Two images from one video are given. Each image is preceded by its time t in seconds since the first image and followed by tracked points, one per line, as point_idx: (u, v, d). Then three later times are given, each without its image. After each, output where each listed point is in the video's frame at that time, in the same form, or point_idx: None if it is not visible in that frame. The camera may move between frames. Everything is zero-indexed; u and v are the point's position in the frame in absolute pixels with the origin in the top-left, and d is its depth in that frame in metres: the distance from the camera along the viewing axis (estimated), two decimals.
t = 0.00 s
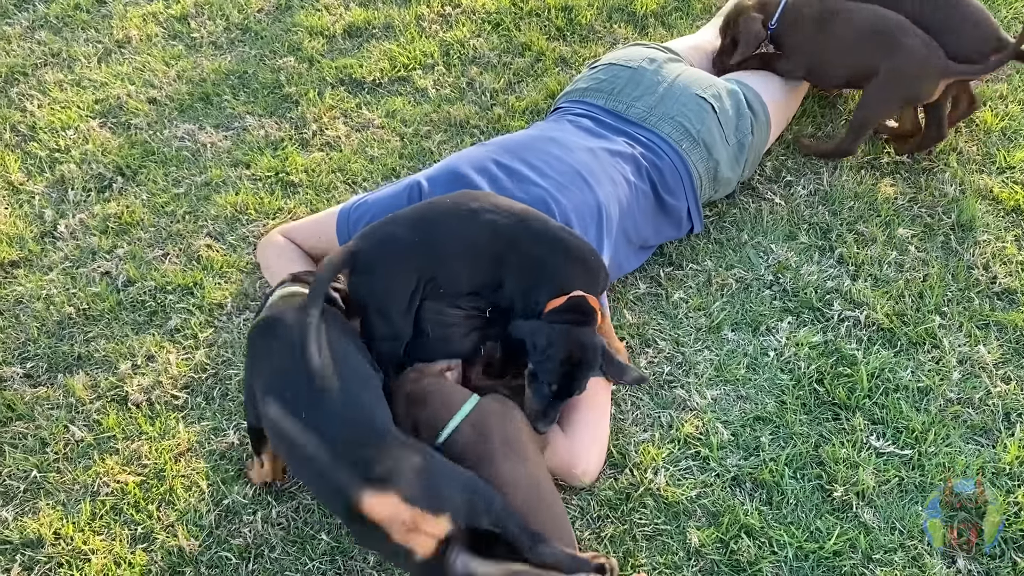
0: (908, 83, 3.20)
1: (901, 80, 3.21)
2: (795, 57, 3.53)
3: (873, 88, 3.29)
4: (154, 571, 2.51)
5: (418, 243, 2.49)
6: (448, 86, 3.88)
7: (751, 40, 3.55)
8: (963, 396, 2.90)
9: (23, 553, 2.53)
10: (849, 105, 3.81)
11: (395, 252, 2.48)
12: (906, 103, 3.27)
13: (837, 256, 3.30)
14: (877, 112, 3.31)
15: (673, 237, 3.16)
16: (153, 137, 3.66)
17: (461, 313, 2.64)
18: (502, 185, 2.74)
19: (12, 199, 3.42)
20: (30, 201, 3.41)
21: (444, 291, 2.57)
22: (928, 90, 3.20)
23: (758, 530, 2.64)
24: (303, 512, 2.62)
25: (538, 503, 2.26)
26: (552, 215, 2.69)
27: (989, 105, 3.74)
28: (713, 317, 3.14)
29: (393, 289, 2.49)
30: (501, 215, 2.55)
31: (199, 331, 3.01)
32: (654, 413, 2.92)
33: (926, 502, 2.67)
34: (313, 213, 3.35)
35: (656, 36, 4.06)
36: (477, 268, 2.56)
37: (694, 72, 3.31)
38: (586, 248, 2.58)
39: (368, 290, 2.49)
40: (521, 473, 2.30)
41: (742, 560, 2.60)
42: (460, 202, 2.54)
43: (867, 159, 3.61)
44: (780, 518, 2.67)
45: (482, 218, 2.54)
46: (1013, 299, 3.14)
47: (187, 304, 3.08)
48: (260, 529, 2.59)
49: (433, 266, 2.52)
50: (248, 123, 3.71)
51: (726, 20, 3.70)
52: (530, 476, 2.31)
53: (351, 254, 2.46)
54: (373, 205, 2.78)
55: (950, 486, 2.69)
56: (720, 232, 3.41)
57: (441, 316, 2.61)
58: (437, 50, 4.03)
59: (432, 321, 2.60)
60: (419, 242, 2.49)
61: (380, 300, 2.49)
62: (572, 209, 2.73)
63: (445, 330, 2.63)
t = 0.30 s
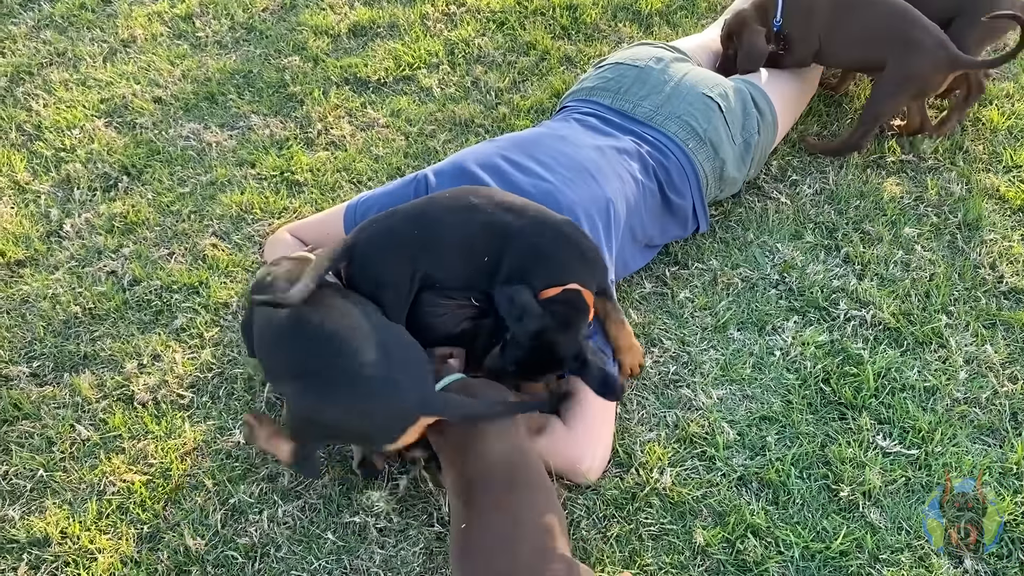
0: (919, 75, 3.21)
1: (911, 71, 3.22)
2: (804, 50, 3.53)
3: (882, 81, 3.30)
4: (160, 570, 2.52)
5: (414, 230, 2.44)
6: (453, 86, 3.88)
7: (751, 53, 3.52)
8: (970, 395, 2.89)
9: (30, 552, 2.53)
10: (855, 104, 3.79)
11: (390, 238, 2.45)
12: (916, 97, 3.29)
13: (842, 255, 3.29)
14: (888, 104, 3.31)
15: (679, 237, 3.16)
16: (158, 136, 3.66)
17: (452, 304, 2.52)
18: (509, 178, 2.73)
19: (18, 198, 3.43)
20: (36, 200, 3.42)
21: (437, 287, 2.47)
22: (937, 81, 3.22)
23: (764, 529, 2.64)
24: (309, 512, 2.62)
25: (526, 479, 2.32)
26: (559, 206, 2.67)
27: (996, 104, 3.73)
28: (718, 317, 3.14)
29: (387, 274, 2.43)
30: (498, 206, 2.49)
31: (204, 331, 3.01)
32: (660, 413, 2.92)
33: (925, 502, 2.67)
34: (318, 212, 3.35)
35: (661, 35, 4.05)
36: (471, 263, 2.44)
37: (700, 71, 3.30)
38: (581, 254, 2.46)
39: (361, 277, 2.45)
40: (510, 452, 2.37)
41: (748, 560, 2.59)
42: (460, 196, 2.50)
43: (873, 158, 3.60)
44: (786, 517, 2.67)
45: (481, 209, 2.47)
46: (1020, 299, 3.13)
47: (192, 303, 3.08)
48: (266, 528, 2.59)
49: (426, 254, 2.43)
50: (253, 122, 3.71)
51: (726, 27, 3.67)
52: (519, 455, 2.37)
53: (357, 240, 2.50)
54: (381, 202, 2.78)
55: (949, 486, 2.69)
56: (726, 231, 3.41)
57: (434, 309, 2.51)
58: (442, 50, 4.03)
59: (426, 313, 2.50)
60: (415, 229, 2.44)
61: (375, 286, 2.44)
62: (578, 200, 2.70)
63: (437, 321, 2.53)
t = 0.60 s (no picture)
0: (887, 35, 3.19)
1: (877, 36, 3.20)
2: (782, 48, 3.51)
3: (854, 54, 3.30)
4: (168, 572, 2.53)
5: (407, 230, 2.43)
6: (457, 87, 3.88)
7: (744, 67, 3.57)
8: (976, 397, 2.88)
9: (38, 553, 2.54)
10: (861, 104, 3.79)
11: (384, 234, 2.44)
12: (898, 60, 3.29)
13: (848, 257, 3.29)
14: (870, 72, 3.31)
15: (684, 236, 3.17)
16: (164, 137, 3.67)
17: (440, 299, 2.50)
18: (511, 177, 2.74)
19: (25, 200, 3.44)
20: (43, 202, 3.43)
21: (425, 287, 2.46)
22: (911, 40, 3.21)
23: (770, 531, 2.64)
24: (316, 514, 2.63)
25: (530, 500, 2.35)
26: (561, 203, 2.68)
27: (1001, 104, 3.73)
28: (724, 318, 3.14)
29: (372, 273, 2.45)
30: (496, 214, 2.45)
31: (211, 333, 3.01)
32: (665, 415, 2.92)
33: (923, 504, 2.67)
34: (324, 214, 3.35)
35: (666, 35, 4.04)
36: (460, 263, 2.43)
37: (701, 71, 3.30)
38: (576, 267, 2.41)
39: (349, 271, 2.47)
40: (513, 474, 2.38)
41: (754, 562, 2.59)
42: (449, 200, 2.45)
43: (878, 159, 3.60)
44: (792, 519, 2.67)
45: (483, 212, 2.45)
46: None
47: (198, 305, 3.09)
48: (272, 530, 2.60)
49: (415, 254, 2.43)
50: (258, 124, 3.72)
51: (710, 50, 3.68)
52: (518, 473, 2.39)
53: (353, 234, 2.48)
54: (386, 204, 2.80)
55: (948, 487, 2.69)
56: (731, 232, 3.41)
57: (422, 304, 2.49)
58: (447, 51, 4.03)
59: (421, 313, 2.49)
60: (403, 229, 2.43)
61: (363, 283, 2.46)
62: (580, 196, 2.70)
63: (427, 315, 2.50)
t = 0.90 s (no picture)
0: (882, 22, 3.21)
1: (872, 23, 3.23)
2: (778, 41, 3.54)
3: (851, 41, 3.33)
4: (172, 572, 2.53)
5: (423, 220, 2.50)
6: (460, 86, 3.88)
7: (747, 61, 3.59)
8: (980, 397, 2.87)
9: (43, 554, 2.54)
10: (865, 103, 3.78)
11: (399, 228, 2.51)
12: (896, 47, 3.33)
13: (851, 256, 3.29)
14: (869, 59, 3.34)
15: (690, 235, 3.17)
16: (168, 138, 3.67)
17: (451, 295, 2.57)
18: (519, 176, 2.74)
19: (29, 200, 3.44)
20: (46, 203, 3.43)
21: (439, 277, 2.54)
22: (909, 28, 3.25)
23: (775, 531, 2.63)
24: (320, 514, 2.64)
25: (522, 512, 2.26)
26: (571, 199, 2.67)
27: (1005, 103, 3.72)
28: (728, 318, 3.13)
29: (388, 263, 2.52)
30: (519, 207, 2.48)
31: (214, 333, 3.01)
32: (669, 415, 2.92)
33: (924, 503, 2.65)
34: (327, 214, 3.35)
35: (669, 35, 4.04)
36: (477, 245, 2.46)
37: (705, 69, 3.29)
38: (591, 255, 2.38)
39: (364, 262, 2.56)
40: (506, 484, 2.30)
41: (759, 563, 2.58)
42: (481, 186, 2.56)
43: (881, 158, 3.59)
44: (796, 519, 2.66)
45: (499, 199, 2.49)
46: None
47: (202, 305, 3.09)
48: (277, 531, 2.60)
49: (433, 232, 2.49)
50: (261, 124, 3.72)
51: (706, 47, 3.66)
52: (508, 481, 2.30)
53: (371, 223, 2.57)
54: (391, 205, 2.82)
55: (948, 487, 2.68)
56: (735, 231, 3.40)
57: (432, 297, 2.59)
58: (450, 50, 4.03)
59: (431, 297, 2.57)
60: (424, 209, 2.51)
61: (377, 266, 2.54)
62: (590, 192, 2.70)
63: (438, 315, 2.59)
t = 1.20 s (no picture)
0: (870, 26, 3.28)
1: (861, 24, 3.28)
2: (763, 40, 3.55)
3: (840, 39, 3.38)
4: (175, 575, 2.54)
5: (473, 233, 2.42)
6: (462, 88, 3.88)
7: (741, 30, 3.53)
8: (983, 398, 2.87)
9: (47, 557, 2.55)
10: (866, 104, 3.78)
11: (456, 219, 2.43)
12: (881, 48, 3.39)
13: (853, 258, 3.29)
14: (852, 62, 3.41)
15: (690, 237, 3.18)
16: (170, 141, 3.68)
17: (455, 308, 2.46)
18: (521, 173, 2.74)
19: (32, 204, 3.45)
20: (49, 206, 3.44)
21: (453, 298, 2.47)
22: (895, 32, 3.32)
23: (777, 534, 2.63)
24: (323, 517, 2.64)
25: (441, 553, 2.23)
26: (572, 193, 2.65)
27: (1007, 104, 3.72)
28: (729, 319, 3.13)
29: (418, 254, 2.45)
30: (560, 269, 2.38)
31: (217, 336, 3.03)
32: (671, 417, 2.92)
33: (924, 504, 2.67)
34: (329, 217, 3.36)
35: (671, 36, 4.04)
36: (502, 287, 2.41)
37: (707, 71, 3.30)
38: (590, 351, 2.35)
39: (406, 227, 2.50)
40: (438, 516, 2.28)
41: (761, 565, 2.59)
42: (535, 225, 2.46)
43: (883, 159, 3.59)
44: (798, 521, 2.67)
45: (555, 252, 2.40)
46: None
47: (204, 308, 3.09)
48: (279, 534, 2.61)
49: (470, 256, 2.42)
50: (263, 127, 3.72)
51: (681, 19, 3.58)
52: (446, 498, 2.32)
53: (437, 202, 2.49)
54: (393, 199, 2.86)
55: (948, 487, 2.69)
56: (737, 233, 3.40)
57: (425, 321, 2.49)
58: (451, 52, 4.03)
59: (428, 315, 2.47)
60: (475, 227, 2.42)
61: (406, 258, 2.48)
62: (592, 187, 2.68)
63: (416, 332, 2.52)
